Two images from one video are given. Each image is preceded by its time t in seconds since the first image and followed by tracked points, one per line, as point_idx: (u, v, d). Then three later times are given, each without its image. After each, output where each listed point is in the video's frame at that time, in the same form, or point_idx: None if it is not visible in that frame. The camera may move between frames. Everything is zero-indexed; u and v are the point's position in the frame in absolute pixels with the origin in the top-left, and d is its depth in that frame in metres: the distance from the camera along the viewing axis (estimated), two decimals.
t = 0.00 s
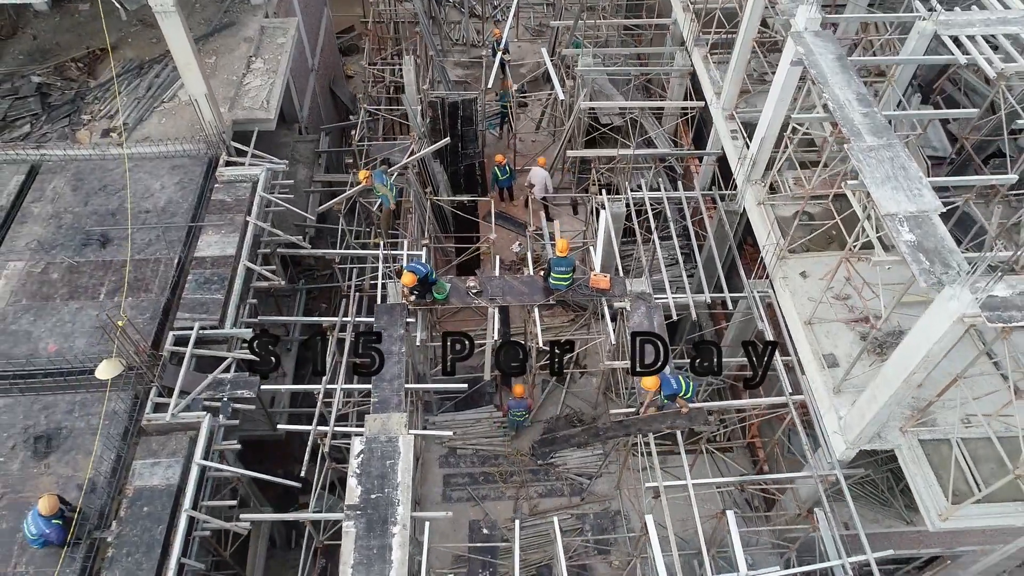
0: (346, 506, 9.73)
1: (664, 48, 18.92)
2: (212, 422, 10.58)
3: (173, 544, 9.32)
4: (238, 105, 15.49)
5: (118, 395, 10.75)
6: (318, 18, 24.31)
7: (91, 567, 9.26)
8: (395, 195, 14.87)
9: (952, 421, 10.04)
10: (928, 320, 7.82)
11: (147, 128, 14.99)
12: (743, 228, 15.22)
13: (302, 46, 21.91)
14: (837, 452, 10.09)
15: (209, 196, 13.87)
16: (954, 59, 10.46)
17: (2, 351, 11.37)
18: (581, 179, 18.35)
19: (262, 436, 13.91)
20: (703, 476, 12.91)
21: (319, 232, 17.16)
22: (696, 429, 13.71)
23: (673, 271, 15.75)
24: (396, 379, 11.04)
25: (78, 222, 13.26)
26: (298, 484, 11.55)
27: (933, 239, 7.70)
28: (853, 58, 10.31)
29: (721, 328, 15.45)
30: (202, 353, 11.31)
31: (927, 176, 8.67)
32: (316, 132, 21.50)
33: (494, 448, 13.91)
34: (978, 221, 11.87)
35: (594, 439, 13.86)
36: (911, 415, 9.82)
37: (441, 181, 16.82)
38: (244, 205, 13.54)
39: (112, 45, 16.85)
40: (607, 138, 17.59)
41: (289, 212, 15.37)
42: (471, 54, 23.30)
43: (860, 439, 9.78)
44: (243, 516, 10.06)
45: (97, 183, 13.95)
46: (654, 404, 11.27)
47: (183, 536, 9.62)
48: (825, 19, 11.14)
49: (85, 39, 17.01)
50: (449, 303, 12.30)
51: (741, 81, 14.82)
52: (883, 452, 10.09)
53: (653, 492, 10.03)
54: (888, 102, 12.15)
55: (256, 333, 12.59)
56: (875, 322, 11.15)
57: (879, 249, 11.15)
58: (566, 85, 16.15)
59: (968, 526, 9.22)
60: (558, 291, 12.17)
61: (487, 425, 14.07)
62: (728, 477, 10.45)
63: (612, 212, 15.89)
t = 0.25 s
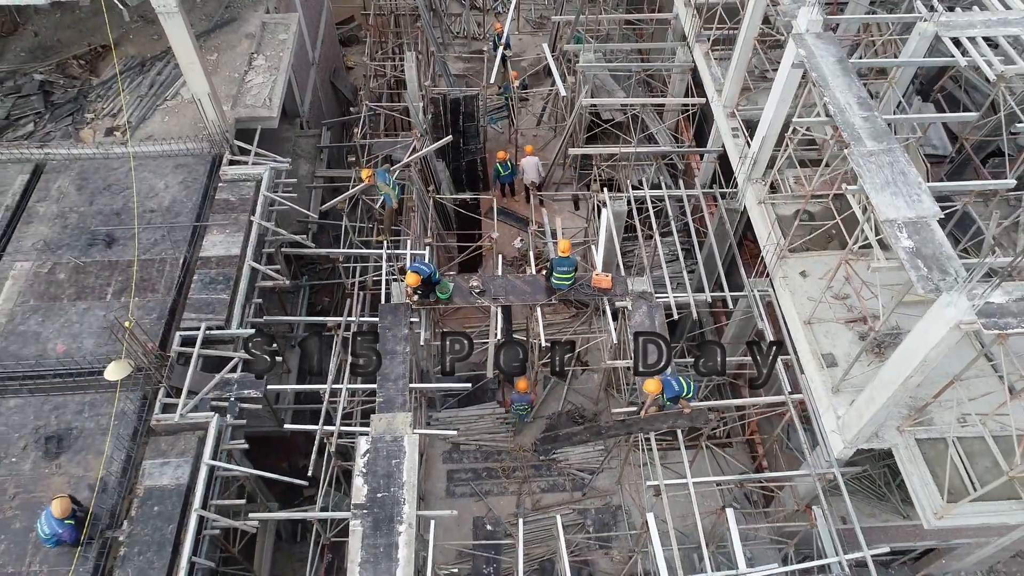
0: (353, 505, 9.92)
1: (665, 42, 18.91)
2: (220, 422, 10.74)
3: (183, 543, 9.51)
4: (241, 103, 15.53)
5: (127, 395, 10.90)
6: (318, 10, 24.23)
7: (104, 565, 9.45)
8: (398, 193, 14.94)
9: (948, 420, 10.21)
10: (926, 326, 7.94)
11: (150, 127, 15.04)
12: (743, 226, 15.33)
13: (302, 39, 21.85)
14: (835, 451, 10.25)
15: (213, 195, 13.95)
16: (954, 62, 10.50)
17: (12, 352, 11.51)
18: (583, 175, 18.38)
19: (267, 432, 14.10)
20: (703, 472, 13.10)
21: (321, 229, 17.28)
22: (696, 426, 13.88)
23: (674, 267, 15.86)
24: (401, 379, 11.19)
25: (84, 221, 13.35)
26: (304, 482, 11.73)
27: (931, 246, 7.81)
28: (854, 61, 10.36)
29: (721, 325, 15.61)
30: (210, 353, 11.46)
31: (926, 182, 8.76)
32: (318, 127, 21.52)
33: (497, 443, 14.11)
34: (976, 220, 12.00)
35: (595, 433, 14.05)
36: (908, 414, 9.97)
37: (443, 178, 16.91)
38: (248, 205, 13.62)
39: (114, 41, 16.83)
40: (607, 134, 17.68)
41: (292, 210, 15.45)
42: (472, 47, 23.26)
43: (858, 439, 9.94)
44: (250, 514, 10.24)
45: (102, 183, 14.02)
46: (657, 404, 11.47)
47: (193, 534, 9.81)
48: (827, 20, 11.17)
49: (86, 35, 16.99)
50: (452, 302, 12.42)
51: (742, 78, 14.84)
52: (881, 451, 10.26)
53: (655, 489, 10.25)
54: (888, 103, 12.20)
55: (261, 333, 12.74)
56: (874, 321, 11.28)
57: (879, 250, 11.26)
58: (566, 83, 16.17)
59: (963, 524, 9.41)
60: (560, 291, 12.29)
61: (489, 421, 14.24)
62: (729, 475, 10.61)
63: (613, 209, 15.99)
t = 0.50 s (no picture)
0: (361, 503, 10.15)
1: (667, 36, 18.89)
2: (229, 421, 10.95)
3: (195, 540, 9.75)
4: (244, 100, 15.58)
5: (137, 395, 11.09)
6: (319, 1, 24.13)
7: (118, 562, 9.69)
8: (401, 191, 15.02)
9: (943, 419, 10.40)
10: (923, 331, 8.09)
11: (154, 125, 15.12)
12: (744, 223, 15.45)
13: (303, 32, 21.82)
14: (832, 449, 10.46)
15: (218, 194, 14.05)
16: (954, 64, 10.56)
17: (22, 351, 11.69)
18: (585, 169, 18.44)
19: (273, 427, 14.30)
20: (703, 467, 13.30)
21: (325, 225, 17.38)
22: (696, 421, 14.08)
23: (674, 263, 15.98)
24: (405, 378, 11.37)
25: (90, 221, 13.47)
26: (311, 479, 11.97)
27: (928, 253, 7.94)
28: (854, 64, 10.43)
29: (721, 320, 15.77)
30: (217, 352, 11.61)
31: (924, 187, 8.88)
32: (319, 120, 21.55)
33: (499, 438, 14.31)
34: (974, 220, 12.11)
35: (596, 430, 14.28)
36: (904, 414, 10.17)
37: (445, 174, 17.02)
38: (253, 204, 13.73)
39: (116, 37, 16.86)
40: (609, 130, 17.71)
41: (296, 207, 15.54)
42: (474, 39, 23.20)
43: (854, 437, 10.14)
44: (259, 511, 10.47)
45: (107, 181, 14.12)
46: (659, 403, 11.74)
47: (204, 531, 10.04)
48: (828, 21, 11.23)
49: (88, 30, 17.00)
50: (456, 301, 12.57)
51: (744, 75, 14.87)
52: (877, 449, 10.46)
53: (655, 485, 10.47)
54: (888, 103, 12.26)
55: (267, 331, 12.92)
56: (872, 321, 11.43)
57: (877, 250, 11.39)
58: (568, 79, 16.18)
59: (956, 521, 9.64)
60: (562, 290, 12.44)
61: (492, 416, 14.42)
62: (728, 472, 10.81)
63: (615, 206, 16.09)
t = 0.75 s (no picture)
0: (366, 500, 10.36)
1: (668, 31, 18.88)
2: (236, 419, 11.14)
3: (205, 537, 9.97)
4: (247, 97, 15.65)
5: (146, 394, 11.28)
6: None
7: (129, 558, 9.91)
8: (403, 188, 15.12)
9: (938, 417, 10.59)
10: (918, 335, 8.23)
11: (158, 123, 15.20)
12: (743, 220, 15.57)
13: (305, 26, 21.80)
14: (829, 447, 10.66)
15: (222, 192, 14.16)
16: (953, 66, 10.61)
17: (32, 351, 11.86)
18: (586, 164, 18.53)
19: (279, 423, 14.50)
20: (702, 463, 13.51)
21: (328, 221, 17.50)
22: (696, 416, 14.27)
23: (675, 259, 16.09)
24: (409, 376, 11.55)
25: (96, 220, 13.59)
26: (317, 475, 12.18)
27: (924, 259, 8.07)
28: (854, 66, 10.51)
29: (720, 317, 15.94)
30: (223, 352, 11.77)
31: (922, 192, 8.99)
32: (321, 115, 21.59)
33: (501, 433, 14.50)
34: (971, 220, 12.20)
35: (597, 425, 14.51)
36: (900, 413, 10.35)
37: (447, 171, 17.11)
38: (256, 202, 13.84)
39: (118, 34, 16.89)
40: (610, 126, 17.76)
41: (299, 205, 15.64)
42: (475, 32, 23.17)
43: (851, 436, 10.33)
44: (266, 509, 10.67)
45: (112, 180, 14.23)
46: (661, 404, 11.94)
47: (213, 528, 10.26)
48: (828, 23, 11.28)
49: (90, 26, 17.01)
50: (458, 299, 12.71)
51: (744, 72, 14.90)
52: (872, 447, 10.66)
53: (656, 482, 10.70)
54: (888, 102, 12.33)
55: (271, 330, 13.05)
56: (870, 320, 11.58)
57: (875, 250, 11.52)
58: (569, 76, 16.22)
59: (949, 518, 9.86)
60: (563, 288, 12.58)
61: (494, 412, 14.60)
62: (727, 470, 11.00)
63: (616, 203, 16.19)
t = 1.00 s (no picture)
0: (371, 496, 10.59)
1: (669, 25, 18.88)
2: (243, 417, 11.35)
3: (214, 534, 10.22)
4: (249, 94, 15.72)
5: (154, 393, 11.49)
6: None
7: (141, 554, 10.17)
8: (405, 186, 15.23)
9: (931, 415, 10.82)
10: (912, 340, 8.40)
11: (161, 120, 15.29)
12: (743, 216, 15.70)
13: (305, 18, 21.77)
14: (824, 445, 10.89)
15: (226, 190, 14.28)
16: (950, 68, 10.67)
17: (41, 350, 12.05)
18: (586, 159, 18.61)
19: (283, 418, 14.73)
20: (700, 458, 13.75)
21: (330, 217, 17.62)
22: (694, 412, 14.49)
23: (674, 255, 16.24)
24: (412, 375, 11.75)
25: (102, 218, 13.73)
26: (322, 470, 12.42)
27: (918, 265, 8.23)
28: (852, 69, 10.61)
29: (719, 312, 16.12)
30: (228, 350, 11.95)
31: (917, 197, 9.12)
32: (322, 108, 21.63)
33: (502, 428, 14.73)
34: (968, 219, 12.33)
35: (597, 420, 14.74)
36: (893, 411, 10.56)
37: (448, 167, 17.21)
38: (260, 201, 13.96)
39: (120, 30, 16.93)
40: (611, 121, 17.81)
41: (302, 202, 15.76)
42: (476, 24, 23.12)
43: (846, 434, 10.55)
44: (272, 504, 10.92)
45: (116, 178, 14.35)
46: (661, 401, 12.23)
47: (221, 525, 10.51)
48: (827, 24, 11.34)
49: (92, 22, 17.05)
50: (460, 297, 12.87)
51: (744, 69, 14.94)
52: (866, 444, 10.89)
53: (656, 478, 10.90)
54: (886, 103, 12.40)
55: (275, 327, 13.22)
56: (866, 319, 11.76)
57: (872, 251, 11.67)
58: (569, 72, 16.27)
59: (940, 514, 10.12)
60: (563, 286, 12.73)
61: (496, 407, 14.82)
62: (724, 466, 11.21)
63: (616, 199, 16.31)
